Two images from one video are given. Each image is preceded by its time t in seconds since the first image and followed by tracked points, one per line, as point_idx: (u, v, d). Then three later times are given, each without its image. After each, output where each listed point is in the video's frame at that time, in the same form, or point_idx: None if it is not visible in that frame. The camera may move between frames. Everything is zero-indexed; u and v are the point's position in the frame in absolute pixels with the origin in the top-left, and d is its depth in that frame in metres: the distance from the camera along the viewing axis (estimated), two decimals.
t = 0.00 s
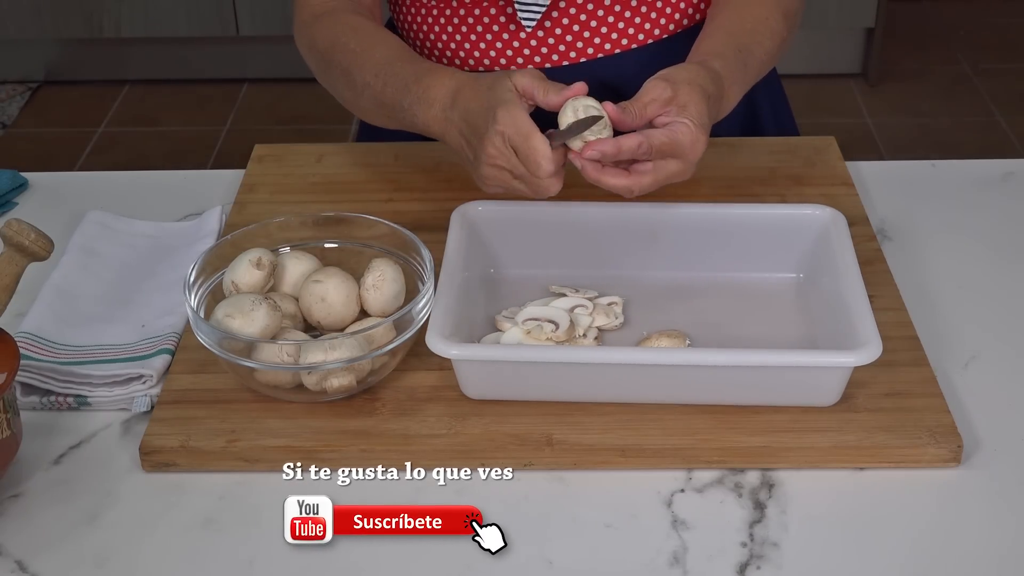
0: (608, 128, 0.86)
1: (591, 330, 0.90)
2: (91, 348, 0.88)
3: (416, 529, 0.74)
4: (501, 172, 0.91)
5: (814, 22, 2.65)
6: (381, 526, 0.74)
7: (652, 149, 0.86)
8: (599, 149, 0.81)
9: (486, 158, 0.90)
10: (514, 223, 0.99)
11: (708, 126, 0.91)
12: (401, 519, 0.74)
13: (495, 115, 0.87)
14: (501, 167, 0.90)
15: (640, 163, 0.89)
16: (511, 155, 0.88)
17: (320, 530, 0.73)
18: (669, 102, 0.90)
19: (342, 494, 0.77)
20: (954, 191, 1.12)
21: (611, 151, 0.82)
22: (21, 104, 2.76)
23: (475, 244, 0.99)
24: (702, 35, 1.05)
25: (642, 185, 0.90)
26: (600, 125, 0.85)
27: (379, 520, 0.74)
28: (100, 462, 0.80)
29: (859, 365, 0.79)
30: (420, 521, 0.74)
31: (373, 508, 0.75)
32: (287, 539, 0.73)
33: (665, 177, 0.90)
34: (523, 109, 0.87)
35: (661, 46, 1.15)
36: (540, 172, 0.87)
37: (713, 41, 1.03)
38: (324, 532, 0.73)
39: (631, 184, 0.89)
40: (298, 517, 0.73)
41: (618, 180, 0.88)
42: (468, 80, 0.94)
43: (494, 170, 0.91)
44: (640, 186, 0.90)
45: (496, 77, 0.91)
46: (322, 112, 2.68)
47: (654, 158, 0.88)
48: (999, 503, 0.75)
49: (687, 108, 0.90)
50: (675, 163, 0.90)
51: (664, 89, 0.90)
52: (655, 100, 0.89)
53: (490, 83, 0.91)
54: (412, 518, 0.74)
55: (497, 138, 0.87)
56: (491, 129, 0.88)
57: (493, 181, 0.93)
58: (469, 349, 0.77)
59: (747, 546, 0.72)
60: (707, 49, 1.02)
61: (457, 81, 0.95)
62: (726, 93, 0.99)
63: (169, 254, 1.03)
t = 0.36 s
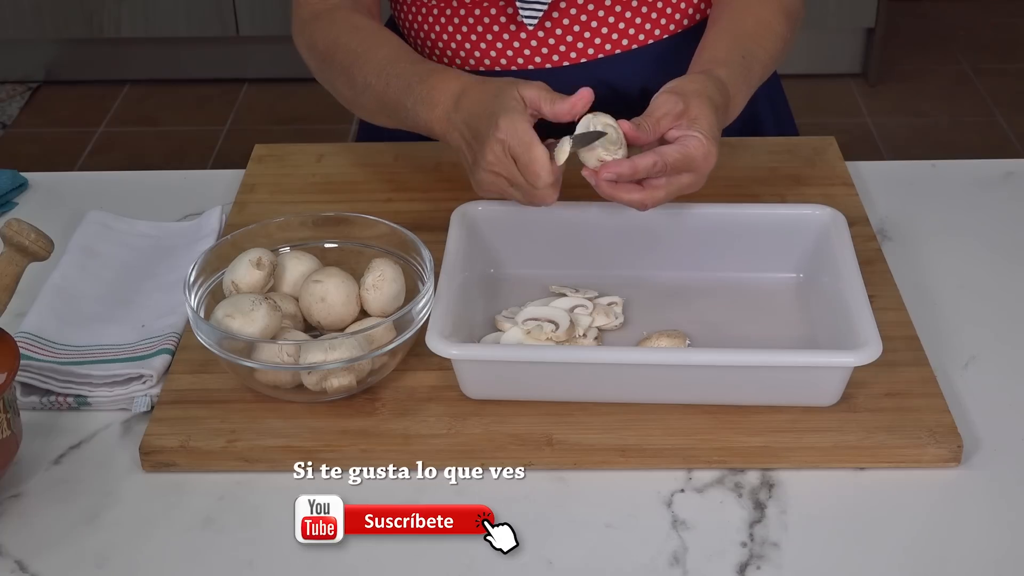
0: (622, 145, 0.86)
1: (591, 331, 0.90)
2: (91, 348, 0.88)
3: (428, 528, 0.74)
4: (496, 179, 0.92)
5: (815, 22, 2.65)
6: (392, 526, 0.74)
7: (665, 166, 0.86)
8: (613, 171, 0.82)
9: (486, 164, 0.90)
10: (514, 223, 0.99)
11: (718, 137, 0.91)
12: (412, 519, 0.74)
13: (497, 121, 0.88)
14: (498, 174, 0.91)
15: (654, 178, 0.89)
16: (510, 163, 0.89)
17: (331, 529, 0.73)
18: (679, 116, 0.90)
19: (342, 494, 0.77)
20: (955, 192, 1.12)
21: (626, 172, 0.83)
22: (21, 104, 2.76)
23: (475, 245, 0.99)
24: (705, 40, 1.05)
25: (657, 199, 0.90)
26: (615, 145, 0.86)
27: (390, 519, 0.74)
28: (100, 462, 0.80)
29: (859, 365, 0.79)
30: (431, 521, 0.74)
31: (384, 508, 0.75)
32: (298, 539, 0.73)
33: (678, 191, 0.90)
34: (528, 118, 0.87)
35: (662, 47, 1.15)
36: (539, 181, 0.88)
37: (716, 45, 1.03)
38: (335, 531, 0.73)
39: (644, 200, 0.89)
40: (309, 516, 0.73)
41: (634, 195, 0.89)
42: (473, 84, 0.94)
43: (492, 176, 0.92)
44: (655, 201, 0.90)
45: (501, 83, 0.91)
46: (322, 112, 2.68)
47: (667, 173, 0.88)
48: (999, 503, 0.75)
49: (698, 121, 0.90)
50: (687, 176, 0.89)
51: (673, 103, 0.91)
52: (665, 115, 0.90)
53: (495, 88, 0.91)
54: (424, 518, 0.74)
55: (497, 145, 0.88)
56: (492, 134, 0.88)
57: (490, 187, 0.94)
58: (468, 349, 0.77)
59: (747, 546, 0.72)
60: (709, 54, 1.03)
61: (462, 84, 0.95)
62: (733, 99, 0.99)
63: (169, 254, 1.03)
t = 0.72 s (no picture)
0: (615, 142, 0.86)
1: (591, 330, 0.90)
2: (91, 348, 0.88)
3: (440, 528, 0.74)
4: (504, 176, 0.92)
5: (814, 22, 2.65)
6: (404, 526, 0.74)
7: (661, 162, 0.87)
8: (608, 166, 0.83)
9: (496, 160, 0.90)
10: (514, 223, 0.99)
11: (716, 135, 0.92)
12: (423, 518, 0.74)
13: (509, 117, 0.88)
14: (507, 172, 0.91)
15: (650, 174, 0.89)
16: (521, 159, 0.89)
17: (342, 529, 0.73)
18: (676, 113, 0.90)
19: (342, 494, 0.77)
20: (955, 191, 1.12)
21: (621, 168, 0.84)
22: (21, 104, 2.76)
23: (475, 245, 0.99)
24: (706, 40, 1.05)
25: (654, 197, 0.89)
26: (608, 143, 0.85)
27: (401, 519, 0.74)
28: (100, 462, 0.80)
29: (859, 365, 0.79)
30: (442, 520, 0.74)
31: (395, 508, 0.75)
32: (309, 538, 0.73)
33: (675, 188, 0.90)
34: (537, 115, 0.88)
35: (662, 48, 1.15)
36: (552, 177, 0.88)
37: (716, 46, 1.03)
38: (346, 531, 0.73)
39: (641, 198, 0.89)
40: (321, 515, 0.73)
41: (630, 193, 0.88)
42: (477, 82, 0.94)
43: (499, 174, 0.92)
44: (652, 199, 0.89)
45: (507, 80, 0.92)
46: (322, 112, 2.68)
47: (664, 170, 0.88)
48: (999, 503, 0.75)
49: (694, 118, 0.90)
50: (685, 173, 0.89)
51: (671, 100, 0.90)
52: (662, 113, 0.90)
53: (502, 85, 0.92)
54: (435, 517, 0.74)
55: (509, 141, 0.88)
56: (504, 130, 0.88)
57: (496, 184, 0.94)
58: (468, 349, 0.77)
59: (747, 546, 0.72)
60: (709, 55, 1.02)
61: (466, 82, 0.95)
62: (732, 97, 0.99)
63: (169, 254, 1.03)
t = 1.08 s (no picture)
0: (615, 141, 0.84)
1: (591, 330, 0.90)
2: (91, 348, 0.88)
3: (452, 528, 0.74)
4: (495, 188, 0.91)
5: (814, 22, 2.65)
6: (414, 526, 0.74)
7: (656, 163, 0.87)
8: (604, 167, 0.84)
9: (486, 173, 0.89)
10: (514, 223, 0.99)
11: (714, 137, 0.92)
12: (435, 518, 0.74)
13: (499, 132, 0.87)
14: (498, 184, 0.91)
15: (645, 174, 0.89)
16: (509, 173, 0.88)
17: (353, 528, 0.73)
18: (676, 114, 0.90)
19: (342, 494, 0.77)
20: (955, 192, 1.12)
21: (616, 169, 0.84)
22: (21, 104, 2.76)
23: (475, 245, 0.99)
24: (707, 43, 1.05)
25: (647, 197, 0.90)
26: (606, 139, 0.83)
27: (413, 518, 0.74)
28: (100, 462, 0.80)
29: (859, 366, 0.79)
30: (454, 520, 0.74)
31: (406, 507, 0.75)
32: (320, 537, 0.73)
33: (669, 189, 0.90)
34: (529, 129, 0.87)
35: (662, 48, 1.15)
36: (537, 196, 0.88)
37: (718, 48, 1.03)
38: (357, 530, 0.73)
39: (634, 196, 0.90)
40: (332, 514, 0.74)
41: (623, 192, 0.89)
42: (474, 91, 0.94)
43: (490, 185, 0.91)
44: (645, 199, 0.90)
45: (505, 92, 0.91)
46: (322, 112, 2.68)
47: (658, 171, 0.89)
48: (999, 503, 0.75)
49: (693, 121, 0.90)
50: (679, 175, 0.90)
51: (671, 101, 0.90)
52: (662, 113, 0.90)
53: (498, 97, 0.91)
54: (446, 517, 0.74)
55: (498, 155, 0.88)
56: (494, 144, 0.88)
57: (487, 196, 0.93)
58: (468, 349, 0.77)
59: (747, 546, 0.72)
60: (711, 56, 1.02)
61: (465, 91, 0.94)
62: (733, 99, 0.99)
63: (169, 254, 1.03)
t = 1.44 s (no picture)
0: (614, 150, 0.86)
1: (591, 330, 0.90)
2: (91, 348, 0.88)
3: (463, 527, 0.74)
4: (502, 168, 0.91)
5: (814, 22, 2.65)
6: (426, 525, 0.74)
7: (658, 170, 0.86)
8: (605, 176, 0.83)
9: (494, 151, 0.89)
10: (514, 223, 0.99)
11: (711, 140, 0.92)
12: (446, 517, 0.74)
13: (509, 110, 0.88)
14: (506, 164, 0.90)
15: (647, 183, 0.89)
16: (521, 150, 0.88)
17: (364, 528, 0.73)
18: (671, 120, 0.91)
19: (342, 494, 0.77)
20: (955, 192, 1.12)
21: (619, 178, 0.84)
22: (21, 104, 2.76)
23: (475, 244, 0.99)
24: (702, 44, 1.05)
25: (649, 206, 0.90)
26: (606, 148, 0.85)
27: (424, 518, 0.74)
28: (101, 462, 0.80)
29: (859, 366, 0.79)
30: (465, 519, 0.74)
31: (417, 507, 0.75)
32: (330, 537, 0.73)
33: (671, 196, 0.90)
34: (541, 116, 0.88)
35: (662, 48, 1.15)
36: (553, 166, 0.88)
37: (710, 50, 1.03)
38: (367, 530, 0.73)
39: (636, 205, 0.89)
40: (343, 514, 0.74)
41: (626, 202, 0.88)
42: (483, 78, 0.94)
43: (498, 167, 0.91)
44: (648, 207, 0.90)
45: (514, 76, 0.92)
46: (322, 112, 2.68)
47: (660, 178, 0.88)
48: (999, 503, 0.75)
49: (689, 125, 0.90)
50: (680, 181, 0.89)
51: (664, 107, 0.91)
52: (656, 119, 0.90)
53: (508, 80, 0.92)
54: (458, 516, 0.74)
55: (509, 133, 0.88)
56: (503, 122, 0.88)
57: (493, 177, 0.93)
58: (468, 350, 0.77)
59: (747, 546, 0.72)
60: (703, 58, 1.02)
61: (470, 78, 0.95)
62: (725, 101, 0.99)
63: (169, 253, 1.03)
